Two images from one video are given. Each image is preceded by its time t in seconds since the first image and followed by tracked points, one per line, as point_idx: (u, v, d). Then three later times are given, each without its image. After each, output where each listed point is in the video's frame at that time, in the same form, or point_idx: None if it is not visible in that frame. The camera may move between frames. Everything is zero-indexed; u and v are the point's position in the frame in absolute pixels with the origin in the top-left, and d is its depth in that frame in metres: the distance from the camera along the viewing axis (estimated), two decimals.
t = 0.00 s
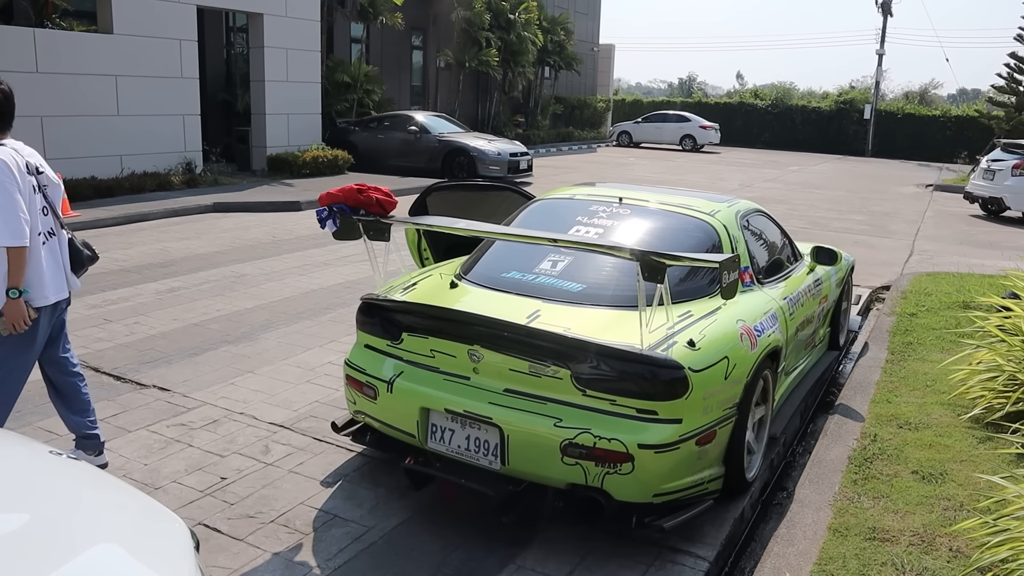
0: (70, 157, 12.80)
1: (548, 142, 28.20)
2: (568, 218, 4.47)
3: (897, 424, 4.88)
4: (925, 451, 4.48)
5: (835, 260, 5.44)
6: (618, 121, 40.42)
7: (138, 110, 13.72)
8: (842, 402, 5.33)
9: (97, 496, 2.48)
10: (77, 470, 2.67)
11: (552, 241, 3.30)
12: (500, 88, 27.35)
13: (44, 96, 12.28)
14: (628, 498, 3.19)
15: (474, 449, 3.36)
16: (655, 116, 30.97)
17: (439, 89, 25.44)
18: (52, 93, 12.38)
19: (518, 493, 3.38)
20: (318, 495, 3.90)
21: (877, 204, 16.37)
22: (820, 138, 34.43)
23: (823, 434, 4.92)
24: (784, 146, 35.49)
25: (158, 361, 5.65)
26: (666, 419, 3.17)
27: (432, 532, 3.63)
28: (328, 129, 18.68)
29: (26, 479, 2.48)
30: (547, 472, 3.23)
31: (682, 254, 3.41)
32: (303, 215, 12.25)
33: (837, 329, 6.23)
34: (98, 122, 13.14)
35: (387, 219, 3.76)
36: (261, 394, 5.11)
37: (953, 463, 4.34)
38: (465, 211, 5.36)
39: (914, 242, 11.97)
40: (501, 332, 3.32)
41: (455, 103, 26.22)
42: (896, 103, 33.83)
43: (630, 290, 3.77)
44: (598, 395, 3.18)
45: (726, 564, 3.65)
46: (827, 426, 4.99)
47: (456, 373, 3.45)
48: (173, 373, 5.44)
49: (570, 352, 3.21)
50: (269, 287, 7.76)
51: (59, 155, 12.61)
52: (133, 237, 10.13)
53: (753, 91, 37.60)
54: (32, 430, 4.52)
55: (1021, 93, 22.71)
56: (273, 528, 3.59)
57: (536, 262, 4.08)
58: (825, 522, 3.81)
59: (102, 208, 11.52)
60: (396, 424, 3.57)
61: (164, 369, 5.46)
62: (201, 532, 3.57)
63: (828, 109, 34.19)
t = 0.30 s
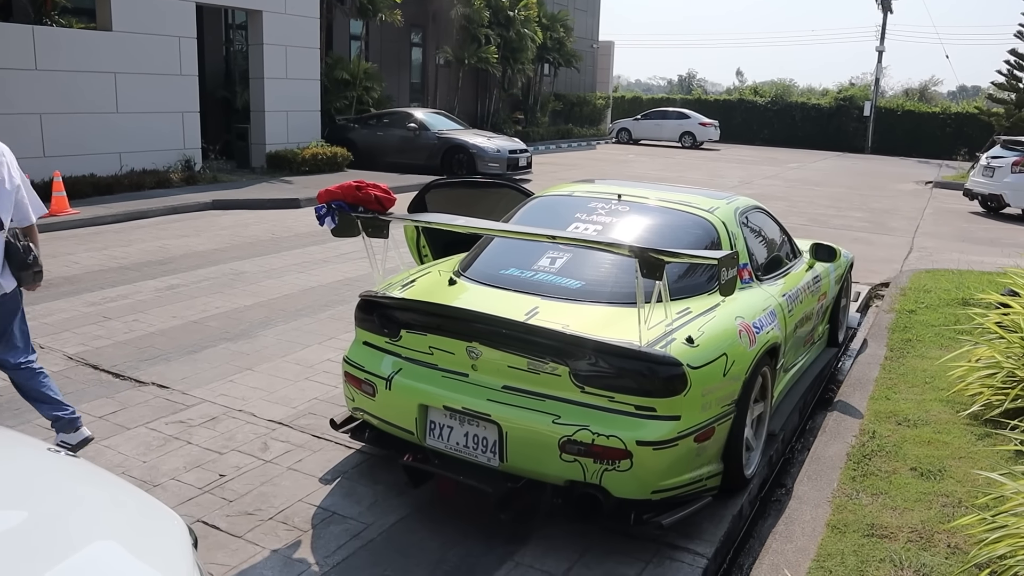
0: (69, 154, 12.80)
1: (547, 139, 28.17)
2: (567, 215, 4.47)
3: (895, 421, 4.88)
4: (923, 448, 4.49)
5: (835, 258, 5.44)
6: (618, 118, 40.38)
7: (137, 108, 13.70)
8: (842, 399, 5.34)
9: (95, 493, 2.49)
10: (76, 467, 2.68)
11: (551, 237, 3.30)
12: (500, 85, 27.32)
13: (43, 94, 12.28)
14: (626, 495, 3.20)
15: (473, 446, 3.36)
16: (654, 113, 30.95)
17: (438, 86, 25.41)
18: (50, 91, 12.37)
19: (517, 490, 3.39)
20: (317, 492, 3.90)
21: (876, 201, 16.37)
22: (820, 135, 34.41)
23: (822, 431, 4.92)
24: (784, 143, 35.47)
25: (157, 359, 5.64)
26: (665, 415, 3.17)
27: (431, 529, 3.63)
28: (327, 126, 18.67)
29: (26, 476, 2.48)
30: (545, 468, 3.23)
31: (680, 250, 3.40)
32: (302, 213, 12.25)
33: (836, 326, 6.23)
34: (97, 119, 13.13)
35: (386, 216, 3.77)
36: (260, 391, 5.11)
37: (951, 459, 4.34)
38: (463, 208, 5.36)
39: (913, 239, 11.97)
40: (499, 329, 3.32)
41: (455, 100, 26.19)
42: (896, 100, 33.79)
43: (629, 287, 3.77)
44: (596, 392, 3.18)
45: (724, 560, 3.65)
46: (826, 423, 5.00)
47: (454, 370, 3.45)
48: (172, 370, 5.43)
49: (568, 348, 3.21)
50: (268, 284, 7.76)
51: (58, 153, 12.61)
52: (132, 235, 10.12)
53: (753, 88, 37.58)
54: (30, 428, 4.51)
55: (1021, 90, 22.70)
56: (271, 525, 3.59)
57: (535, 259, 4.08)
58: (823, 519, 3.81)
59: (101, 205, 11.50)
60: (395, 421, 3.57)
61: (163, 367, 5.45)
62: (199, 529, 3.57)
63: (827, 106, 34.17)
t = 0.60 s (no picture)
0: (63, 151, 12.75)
1: (542, 135, 28.16)
2: (561, 210, 4.47)
3: (889, 416, 4.89)
4: (917, 443, 4.50)
5: (829, 253, 5.44)
6: (612, 113, 40.38)
7: (131, 104, 13.66)
8: (836, 394, 5.35)
9: (87, 490, 2.47)
10: (68, 463, 2.66)
11: (545, 232, 3.29)
12: (494, 81, 27.28)
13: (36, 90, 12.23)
14: (620, 490, 3.20)
15: (467, 441, 3.36)
16: (649, 108, 30.96)
17: (432, 81, 25.37)
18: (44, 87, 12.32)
19: (511, 486, 3.38)
20: (311, 488, 3.90)
21: (870, 196, 16.40)
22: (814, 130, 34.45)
23: (816, 426, 4.93)
24: (778, 139, 35.50)
25: (151, 355, 5.63)
26: (658, 410, 3.17)
27: (425, 525, 3.63)
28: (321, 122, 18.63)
29: (21, 474, 2.47)
30: (540, 464, 3.23)
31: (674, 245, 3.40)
32: (296, 209, 12.22)
33: (830, 321, 6.24)
34: (90, 115, 13.07)
35: (379, 212, 3.76)
36: (254, 387, 5.10)
37: (945, 454, 4.36)
38: (457, 204, 5.35)
39: (907, 234, 12.00)
40: (493, 324, 3.32)
41: (449, 96, 26.15)
42: (891, 95, 33.82)
43: (623, 282, 3.77)
44: (590, 387, 3.18)
45: (718, 555, 3.66)
46: (820, 417, 5.01)
47: (448, 366, 3.45)
48: (166, 367, 5.42)
49: (562, 344, 3.21)
50: (262, 280, 7.74)
51: (51, 150, 12.56)
52: (126, 231, 10.08)
53: (747, 84, 37.59)
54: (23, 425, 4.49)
55: (1015, 85, 22.73)
56: (266, 521, 3.59)
57: (529, 254, 4.07)
58: (817, 513, 3.82)
59: (94, 202, 11.46)
60: (389, 417, 3.57)
61: (157, 363, 5.44)
62: (194, 525, 3.57)
63: (822, 102, 34.21)
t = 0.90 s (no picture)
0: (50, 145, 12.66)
1: (533, 128, 28.12)
2: (552, 204, 4.46)
3: (878, 409, 4.92)
4: (906, 436, 4.52)
5: (818, 246, 5.46)
6: (603, 107, 40.37)
7: (119, 98, 13.56)
8: (825, 386, 5.37)
9: (75, 485, 2.46)
10: (57, 459, 2.65)
11: (535, 226, 3.29)
12: (485, 74, 27.21)
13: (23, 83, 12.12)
14: (611, 483, 3.20)
15: (458, 435, 3.36)
16: (640, 102, 30.96)
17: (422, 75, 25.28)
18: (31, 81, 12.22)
19: (502, 479, 3.38)
20: (302, 482, 3.89)
21: (860, 190, 16.47)
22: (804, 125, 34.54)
23: (806, 419, 4.95)
24: (768, 133, 35.59)
25: (140, 350, 5.60)
26: (649, 404, 3.18)
27: (416, 518, 3.63)
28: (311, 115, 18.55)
29: (10, 470, 2.45)
30: (531, 457, 3.23)
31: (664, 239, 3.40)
32: (286, 203, 12.17)
33: (820, 315, 6.27)
34: (78, 109, 12.98)
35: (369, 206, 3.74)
36: (244, 382, 5.09)
37: (933, 447, 4.38)
38: (447, 198, 5.34)
39: (896, 227, 12.06)
40: (483, 318, 3.31)
41: (440, 89, 26.08)
42: (880, 89, 33.93)
43: (614, 276, 3.77)
44: (581, 380, 3.18)
45: (708, 548, 3.67)
46: (810, 410, 5.03)
47: (439, 360, 3.44)
48: (155, 362, 5.39)
49: (552, 337, 3.21)
50: (252, 274, 7.71)
51: (38, 143, 12.46)
52: (114, 226, 10.02)
53: (738, 78, 37.65)
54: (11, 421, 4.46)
55: (1004, 80, 22.85)
56: (256, 516, 3.58)
57: (519, 248, 4.07)
58: (807, 506, 3.84)
59: (82, 196, 11.38)
60: (380, 411, 3.56)
61: (147, 358, 5.41)
62: (184, 520, 3.56)
63: (812, 96, 34.31)
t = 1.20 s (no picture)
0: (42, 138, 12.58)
1: (527, 123, 28.09)
2: (547, 199, 4.46)
3: (872, 403, 4.94)
4: (899, 429, 4.54)
5: (812, 241, 5.46)
6: (597, 102, 40.34)
7: (111, 91, 13.48)
8: (819, 380, 5.39)
9: (69, 481, 2.45)
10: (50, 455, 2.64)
11: (531, 221, 3.28)
12: (479, 69, 27.14)
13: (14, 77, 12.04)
14: (606, 477, 3.21)
15: (454, 430, 3.36)
16: (634, 97, 30.95)
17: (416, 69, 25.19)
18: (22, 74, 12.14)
19: (497, 474, 3.38)
20: (297, 477, 3.88)
21: (853, 185, 16.50)
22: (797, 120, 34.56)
23: (799, 413, 4.96)
24: (762, 128, 35.62)
25: (134, 345, 5.58)
26: (644, 398, 3.18)
27: (412, 514, 3.63)
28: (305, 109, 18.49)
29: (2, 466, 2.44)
30: (527, 452, 3.23)
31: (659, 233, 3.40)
32: (280, 197, 12.13)
33: (814, 309, 6.28)
34: (69, 102, 12.90)
35: (364, 200, 3.73)
36: (239, 377, 5.07)
37: (927, 440, 4.40)
38: (442, 192, 5.32)
39: (890, 222, 12.09)
40: (478, 313, 3.31)
41: (434, 84, 26.00)
42: (874, 84, 33.98)
43: (609, 270, 3.77)
44: (577, 375, 3.19)
45: (703, 543, 3.68)
46: (803, 405, 5.04)
47: (434, 355, 3.44)
48: (150, 357, 5.37)
49: (548, 332, 3.20)
50: (246, 269, 7.68)
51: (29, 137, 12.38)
52: (107, 220, 9.97)
53: (732, 72, 37.64)
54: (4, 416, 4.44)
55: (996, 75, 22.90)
56: (251, 511, 3.58)
57: (515, 242, 4.07)
58: (801, 500, 3.85)
59: (74, 190, 11.31)
60: (375, 406, 3.55)
61: (140, 353, 5.39)
62: (179, 516, 3.55)
63: (805, 91, 34.35)
